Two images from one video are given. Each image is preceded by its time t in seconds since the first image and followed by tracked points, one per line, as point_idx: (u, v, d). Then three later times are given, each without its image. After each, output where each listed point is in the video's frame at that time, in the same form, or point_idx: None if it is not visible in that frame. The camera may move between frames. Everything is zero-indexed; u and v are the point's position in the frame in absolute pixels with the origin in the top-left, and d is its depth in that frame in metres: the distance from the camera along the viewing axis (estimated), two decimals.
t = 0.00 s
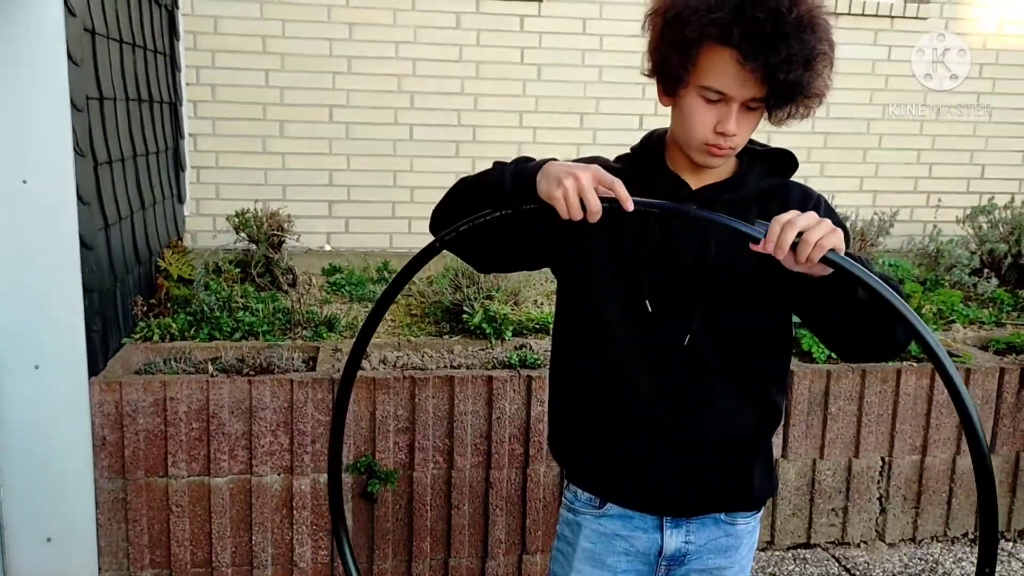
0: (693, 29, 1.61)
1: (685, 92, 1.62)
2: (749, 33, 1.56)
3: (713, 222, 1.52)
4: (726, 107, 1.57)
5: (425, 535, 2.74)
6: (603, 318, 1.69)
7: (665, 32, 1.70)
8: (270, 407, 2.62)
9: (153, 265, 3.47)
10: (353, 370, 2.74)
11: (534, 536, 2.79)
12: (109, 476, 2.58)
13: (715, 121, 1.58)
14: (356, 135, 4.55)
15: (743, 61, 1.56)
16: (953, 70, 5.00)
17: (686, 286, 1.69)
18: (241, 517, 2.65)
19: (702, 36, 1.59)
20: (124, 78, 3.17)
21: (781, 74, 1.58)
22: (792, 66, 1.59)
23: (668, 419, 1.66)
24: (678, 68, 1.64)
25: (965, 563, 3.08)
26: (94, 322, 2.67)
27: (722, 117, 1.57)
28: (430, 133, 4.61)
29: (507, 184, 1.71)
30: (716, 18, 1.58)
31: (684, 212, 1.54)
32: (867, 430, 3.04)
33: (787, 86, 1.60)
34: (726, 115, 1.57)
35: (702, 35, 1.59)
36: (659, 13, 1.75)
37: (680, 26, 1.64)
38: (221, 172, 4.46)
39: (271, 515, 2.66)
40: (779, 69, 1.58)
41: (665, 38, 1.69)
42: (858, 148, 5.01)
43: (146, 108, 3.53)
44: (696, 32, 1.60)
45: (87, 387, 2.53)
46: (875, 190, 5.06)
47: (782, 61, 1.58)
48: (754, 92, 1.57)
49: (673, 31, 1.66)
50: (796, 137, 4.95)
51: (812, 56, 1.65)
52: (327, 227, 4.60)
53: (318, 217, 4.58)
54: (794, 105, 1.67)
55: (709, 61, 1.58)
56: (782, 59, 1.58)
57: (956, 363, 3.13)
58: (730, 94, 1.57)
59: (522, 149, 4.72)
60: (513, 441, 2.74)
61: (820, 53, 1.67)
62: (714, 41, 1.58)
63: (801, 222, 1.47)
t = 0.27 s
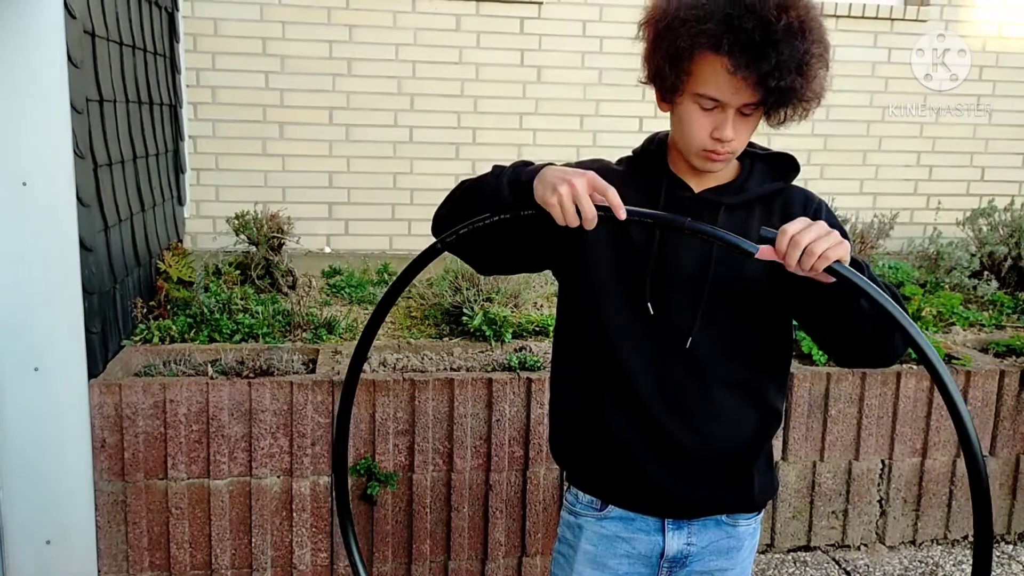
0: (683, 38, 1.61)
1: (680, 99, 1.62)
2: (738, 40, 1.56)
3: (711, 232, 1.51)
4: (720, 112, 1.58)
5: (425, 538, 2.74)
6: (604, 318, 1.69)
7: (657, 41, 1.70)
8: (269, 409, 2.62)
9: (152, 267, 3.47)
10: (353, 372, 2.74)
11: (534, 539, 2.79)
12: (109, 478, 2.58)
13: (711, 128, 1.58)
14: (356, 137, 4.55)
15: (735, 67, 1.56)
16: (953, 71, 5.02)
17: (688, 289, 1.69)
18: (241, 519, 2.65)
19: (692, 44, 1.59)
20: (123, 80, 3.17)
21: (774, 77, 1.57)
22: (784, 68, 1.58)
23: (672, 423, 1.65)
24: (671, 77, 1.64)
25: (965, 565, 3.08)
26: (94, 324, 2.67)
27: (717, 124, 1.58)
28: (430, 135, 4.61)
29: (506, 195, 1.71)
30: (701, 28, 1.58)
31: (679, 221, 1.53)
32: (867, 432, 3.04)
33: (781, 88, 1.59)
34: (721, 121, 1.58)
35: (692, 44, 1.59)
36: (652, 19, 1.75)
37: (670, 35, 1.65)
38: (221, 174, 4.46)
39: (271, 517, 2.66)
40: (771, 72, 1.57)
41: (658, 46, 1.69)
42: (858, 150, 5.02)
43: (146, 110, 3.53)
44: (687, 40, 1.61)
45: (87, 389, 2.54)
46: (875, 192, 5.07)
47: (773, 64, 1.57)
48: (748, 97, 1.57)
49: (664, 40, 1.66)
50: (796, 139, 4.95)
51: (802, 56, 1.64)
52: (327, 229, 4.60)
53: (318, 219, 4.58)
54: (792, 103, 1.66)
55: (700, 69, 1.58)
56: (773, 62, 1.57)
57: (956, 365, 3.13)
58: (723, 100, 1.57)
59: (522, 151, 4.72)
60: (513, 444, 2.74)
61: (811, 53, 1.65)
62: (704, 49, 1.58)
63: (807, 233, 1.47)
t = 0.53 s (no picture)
0: (666, 44, 1.62)
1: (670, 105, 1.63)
2: (722, 41, 1.55)
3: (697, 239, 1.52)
4: (706, 115, 1.58)
5: (423, 538, 2.73)
6: (604, 319, 1.69)
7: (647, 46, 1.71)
8: (268, 408, 2.62)
9: (151, 267, 3.46)
10: (352, 372, 2.74)
11: (533, 539, 2.79)
12: (108, 477, 2.58)
13: (698, 131, 1.59)
14: (355, 137, 4.55)
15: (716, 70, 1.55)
16: (953, 71, 5.01)
17: (688, 290, 1.69)
18: (240, 519, 2.65)
19: (677, 50, 1.60)
20: (123, 79, 3.16)
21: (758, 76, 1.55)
22: (769, 66, 1.56)
23: (671, 424, 1.65)
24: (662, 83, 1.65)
25: (964, 566, 3.08)
26: (93, 323, 2.66)
27: (704, 128, 1.58)
28: (430, 135, 4.61)
29: (509, 202, 1.71)
30: (677, 36, 1.59)
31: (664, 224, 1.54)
32: (866, 432, 3.04)
33: (769, 86, 1.57)
34: (708, 126, 1.58)
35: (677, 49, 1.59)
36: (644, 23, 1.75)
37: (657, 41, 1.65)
38: (221, 173, 4.46)
39: (270, 517, 2.66)
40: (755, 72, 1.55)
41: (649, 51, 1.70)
42: (857, 150, 5.02)
43: (146, 110, 3.53)
44: (672, 45, 1.61)
45: (86, 388, 2.54)
46: (874, 193, 5.07)
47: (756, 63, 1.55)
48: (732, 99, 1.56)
49: (652, 46, 1.67)
50: (795, 140, 4.95)
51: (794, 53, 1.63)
52: (326, 229, 4.60)
53: (317, 218, 4.58)
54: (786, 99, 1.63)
55: (683, 75, 1.59)
56: (757, 62, 1.55)
57: (955, 366, 3.13)
58: (708, 103, 1.57)
59: (522, 151, 4.72)
60: (512, 444, 2.74)
61: (802, 50, 1.64)
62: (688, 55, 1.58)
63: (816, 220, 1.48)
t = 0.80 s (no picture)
0: (645, 44, 1.63)
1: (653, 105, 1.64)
2: (694, 39, 1.55)
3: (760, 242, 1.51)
4: (685, 114, 1.58)
5: (420, 535, 2.73)
6: (598, 317, 1.68)
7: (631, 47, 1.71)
8: (264, 404, 2.61)
9: (147, 262, 3.45)
10: (348, 368, 2.73)
11: (529, 535, 2.79)
12: (103, 473, 2.57)
13: (681, 130, 1.60)
14: (352, 133, 4.54)
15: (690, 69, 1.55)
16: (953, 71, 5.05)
17: (680, 287, 1.67)
18: (236, 515, 2.64)
19: (655, 51, 1.60)
20: (118, 74, 3.15)
21: (733, 72, 1.54)
22: (745, 59, 1.55)
23: (666, 425, 1.65)
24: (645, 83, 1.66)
25: (958, 563, 3.09)
26: (88, 318, 2.65)
27: (686, 127, 1.59)
28: (426, 132, 4.61)
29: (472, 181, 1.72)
30: (652, 35, 1.60)
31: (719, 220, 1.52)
32: (862, 430, 3.04)
33: (747, 80, 1.55)
34: (689, 124, 1.58)
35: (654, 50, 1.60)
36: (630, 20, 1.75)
37: (637, 42, 1.66)
38: (216, 169, 4.44)
39: (266, 513, 2.65)
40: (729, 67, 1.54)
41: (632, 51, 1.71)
42: (853, 149, 5.02)
43: (141, 104, 3.51)
44: (649, 45, 1.62)
45: (82, 383, 2.53)
46: (870, 191, 5.08)
47: (730, 58, 1.54)
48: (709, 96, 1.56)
49: (632, 47, 1.67)
50: (791, 138, 4.96)
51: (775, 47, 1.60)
52: (323, 225, 4.60)
53: (313, 215, 4.58)
54: (771, 86, 1.60)
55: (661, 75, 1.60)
56: (731, 56, 1.54)
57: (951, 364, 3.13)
58: (686, 102, 1.57)
59: (518, 148, 4.72)
60: (508, 440, 2.74)
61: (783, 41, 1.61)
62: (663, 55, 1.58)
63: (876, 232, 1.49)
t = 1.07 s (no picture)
0: (627, 41, 1.64)
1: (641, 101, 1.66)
2: (673, 36, 1.56)
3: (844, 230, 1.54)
4: (671, 110, 1.60)
5: (415, 531, 2.73)
6: (593, 316, 1.67)
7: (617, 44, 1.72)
8: (259, 401, 2.60)
9: (141, 259, 3.44)
10: (343, 365, 2.73)
11: (525, 532, 2.79)
12: (97, 470, 2.57)
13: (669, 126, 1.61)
14: (347, 130, 4.53)
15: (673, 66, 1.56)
16: (954, 69, 5.08)
17: (676, 285, 1.66)
18: (231, 512, 2.64)
19: (637, 49, 1.61)
20: (113, 69, 3.14)
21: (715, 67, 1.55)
22: (726, 53, 1.55)
23: (662, 422, 1.65)
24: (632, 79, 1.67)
25: (953, 559, 3.10)
26: (83, 315, 2.65)
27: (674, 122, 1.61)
28: (422, 128, 4.60)
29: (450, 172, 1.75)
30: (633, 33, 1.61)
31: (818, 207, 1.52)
32: (857, 426, 3.05)
33: (729, 73, 1.55)
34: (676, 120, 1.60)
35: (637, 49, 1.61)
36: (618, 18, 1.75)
37: (620, 40, 1.66)
38: (211, 165, 4.43)
39: (260, 510, 2.65)
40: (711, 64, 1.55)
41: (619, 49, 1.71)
42: (849, 146, 5.03)
43: (136, 100, 3.50)
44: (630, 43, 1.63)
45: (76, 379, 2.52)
46: (866, 189, 5.10)
47: (713, 54, 1.54)
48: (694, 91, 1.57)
49: (617, 45, 1.68)
50: (787, 135, 4.96)
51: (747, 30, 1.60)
52: (318, 222, 4.59)
53: (309, 212, 4.57)
54: (755, 77, 1.61)
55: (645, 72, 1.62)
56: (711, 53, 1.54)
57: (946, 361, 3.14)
58: (671, 98, 1.59)
59: (514, 145, 4.71)
60: (504, 437, 2.74)
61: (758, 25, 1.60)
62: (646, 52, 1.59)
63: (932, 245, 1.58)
